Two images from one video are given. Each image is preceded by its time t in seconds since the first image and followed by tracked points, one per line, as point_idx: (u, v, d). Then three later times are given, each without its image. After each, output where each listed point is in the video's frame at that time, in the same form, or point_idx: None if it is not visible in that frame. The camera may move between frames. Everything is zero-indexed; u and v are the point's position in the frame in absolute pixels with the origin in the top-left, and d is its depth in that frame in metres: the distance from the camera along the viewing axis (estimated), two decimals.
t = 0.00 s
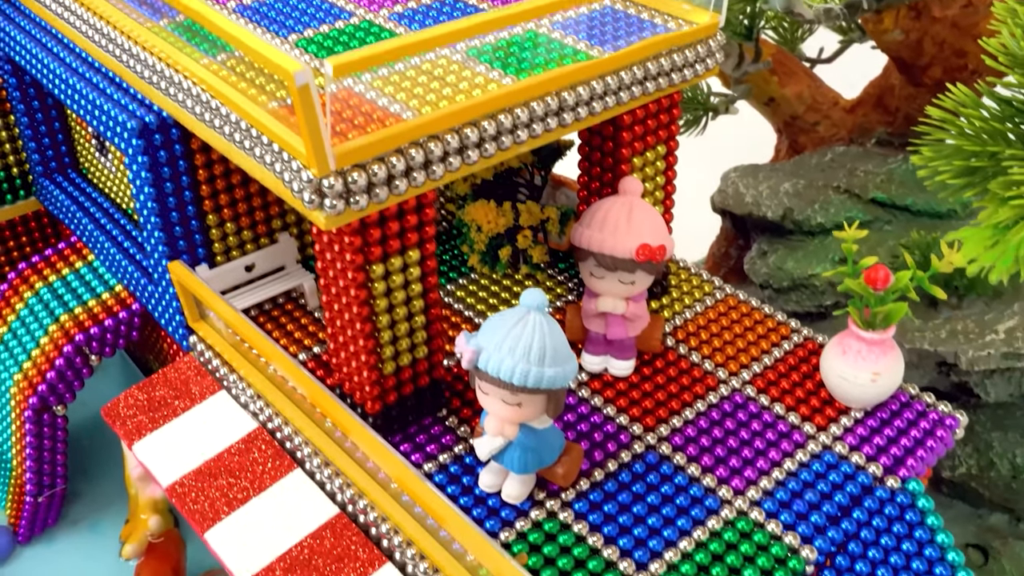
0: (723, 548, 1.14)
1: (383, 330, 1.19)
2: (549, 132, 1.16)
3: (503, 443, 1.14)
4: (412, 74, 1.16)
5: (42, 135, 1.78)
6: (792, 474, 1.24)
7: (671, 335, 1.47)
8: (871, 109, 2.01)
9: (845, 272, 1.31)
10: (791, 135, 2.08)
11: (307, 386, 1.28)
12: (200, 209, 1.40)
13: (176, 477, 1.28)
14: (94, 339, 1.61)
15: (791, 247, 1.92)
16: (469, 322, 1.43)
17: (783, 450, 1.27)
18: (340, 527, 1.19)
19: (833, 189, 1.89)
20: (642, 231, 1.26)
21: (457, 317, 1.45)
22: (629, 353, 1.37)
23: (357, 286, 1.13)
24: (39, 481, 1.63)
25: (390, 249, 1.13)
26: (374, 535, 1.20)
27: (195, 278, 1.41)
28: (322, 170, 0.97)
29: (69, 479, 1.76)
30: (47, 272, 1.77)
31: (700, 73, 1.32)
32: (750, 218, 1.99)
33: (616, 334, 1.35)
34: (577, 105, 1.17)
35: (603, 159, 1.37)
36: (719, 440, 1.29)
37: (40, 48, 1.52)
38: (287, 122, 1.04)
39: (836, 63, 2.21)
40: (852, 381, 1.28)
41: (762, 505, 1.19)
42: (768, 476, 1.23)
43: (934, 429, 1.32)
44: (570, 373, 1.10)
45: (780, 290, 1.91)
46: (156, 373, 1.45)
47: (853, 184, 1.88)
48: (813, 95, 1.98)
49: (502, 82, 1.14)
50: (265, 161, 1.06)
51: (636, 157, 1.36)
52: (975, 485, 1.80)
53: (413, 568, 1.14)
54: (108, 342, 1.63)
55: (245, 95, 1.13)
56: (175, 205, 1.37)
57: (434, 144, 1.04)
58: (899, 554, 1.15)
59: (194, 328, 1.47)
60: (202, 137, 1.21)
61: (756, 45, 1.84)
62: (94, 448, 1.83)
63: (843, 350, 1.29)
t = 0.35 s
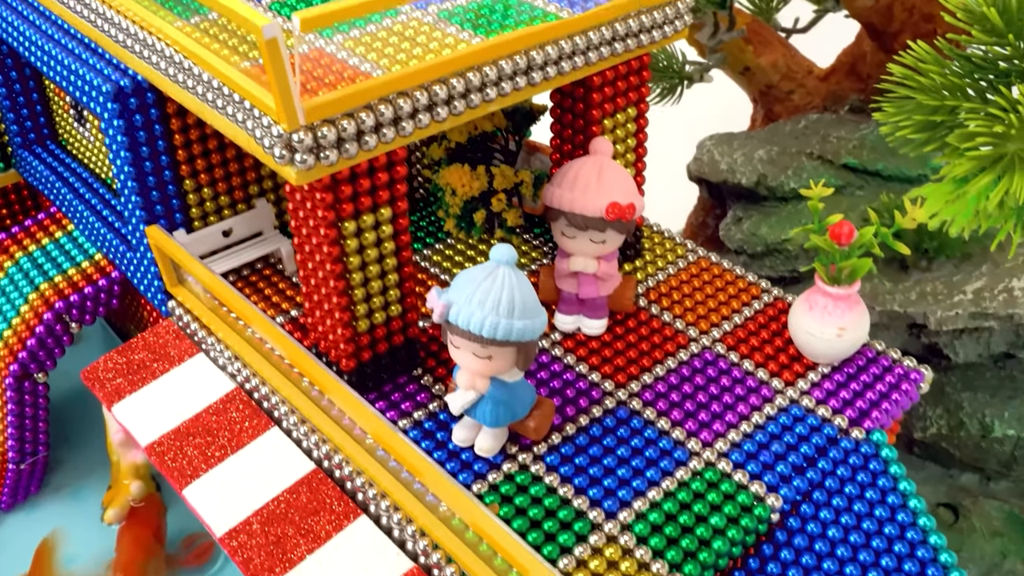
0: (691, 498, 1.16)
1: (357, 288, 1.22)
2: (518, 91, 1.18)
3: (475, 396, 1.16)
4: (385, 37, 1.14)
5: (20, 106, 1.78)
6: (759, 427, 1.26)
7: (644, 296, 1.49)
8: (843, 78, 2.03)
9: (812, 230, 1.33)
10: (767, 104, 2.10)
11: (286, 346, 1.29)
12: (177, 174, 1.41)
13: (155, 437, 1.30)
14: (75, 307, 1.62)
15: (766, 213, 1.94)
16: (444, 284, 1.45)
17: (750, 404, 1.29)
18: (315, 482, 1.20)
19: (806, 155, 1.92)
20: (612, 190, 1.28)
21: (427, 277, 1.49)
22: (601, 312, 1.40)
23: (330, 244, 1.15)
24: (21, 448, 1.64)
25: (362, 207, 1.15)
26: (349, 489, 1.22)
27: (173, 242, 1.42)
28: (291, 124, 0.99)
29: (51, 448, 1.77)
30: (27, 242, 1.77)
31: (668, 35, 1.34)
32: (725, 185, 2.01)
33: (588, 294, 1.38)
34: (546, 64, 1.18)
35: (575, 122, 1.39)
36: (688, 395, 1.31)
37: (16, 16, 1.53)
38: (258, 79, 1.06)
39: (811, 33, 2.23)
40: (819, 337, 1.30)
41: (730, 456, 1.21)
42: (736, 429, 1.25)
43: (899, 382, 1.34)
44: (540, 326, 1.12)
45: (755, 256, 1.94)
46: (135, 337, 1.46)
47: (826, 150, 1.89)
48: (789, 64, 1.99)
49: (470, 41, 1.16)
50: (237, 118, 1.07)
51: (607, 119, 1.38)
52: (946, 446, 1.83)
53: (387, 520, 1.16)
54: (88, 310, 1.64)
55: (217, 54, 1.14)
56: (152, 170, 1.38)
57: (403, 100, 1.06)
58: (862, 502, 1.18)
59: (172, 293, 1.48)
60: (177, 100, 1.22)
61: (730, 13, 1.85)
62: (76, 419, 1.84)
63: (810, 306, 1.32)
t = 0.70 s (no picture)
0: (665, 451, 1.18)
1: (334, 250, 1.24)
2: (491, 53, 1.19)
3: (452, 354, 1.18)
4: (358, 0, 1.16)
5: None
6: (732, 384, 1.29)
7: (620, 261, 1.51)
8: (819, 49, 2.04)
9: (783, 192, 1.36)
10: (744, 77, 2.12)
11: (266, 309, 1.29)
12: (156, 141, 1.42)
13: (137, 400, 1.30)
14: (57, 278, 1.63)
15: (743, 183, 1.96)
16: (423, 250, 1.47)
17: (724, 363, 1.32)
18: (296, 440, 1.22)
19: (782, 126, 1.94)
20: (586, 152, 1.30)
21: (406, 244, 1.51)
22: (577, 276, 1.42)
23: (307, 203, 1.17)
24: (7, 418, 1.65)
25: (338, 166, 1.16)
26: (329, 447, 1.23)
27: (152, 209, 1.42)
28: (266, 83, 1.00)
29: (35, 419, 1.77)
30: (9, 216, 1.78)
31: None
32: (703, 156, 2.03)
33: (564, 257, 1.40)
34: (519, 27, 1.20)
35: (550, 87, 1.41)
36: (663, 354, 1.33)
37: None
38: (233, 40, 1.07)
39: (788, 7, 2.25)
40: (792, 297, 1.33)
41: (703, 412, 1.24)
42: (709, 386, 1.28)
43: (870, 340, 1.36)
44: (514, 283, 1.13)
45: (732, 226, 1.95)
46: (117, 304, 1.47)
47: (801, 120, 1.92)
48: (765, 36, 2.01)
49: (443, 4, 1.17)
50: (213, 79, 1.09)
51: (581, 84, 1.39)
52: (921, 411, 1.86)
53: (367, 475, 1.18)
54: (71, 280, 1.65)
55: (194, 17, 1.15)
56: (131, 138, 1.39)
57: (377, 60, 1.07)
58: (832, 455, 1.20)
59: (154, 261, 1.50)
60: (154, 65, 1.23)
61: None
62: (60, 391, 1.84)
63: (782, 266, 1.34)
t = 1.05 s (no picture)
0: (639, 399, 1.20)
1: (313, 206, 1.26)
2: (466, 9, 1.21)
3: (430, 306, 1.20)
4: None
5: None
6: (706, 336, 1.31)
7: (599, 221, 1.53)
8: (797, 15, 2.05)
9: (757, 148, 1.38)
10: (723, 45, 2.14)
11: (246, 266, 1.30)
12: (136, 105, 1.43)
13: (121, 357, 1.32)
14: (39, 245, 1.64)
15: (722, 148, 1.98)
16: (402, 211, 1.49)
17: (698, 315, 1.34)
18: (278, 392, 1.24)
19: (760, 91, 1.95)
20: (562, 109, 1.32)
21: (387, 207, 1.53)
22: (555, 233, 1.44)
23: (284, 157, 1.19)
24: None
25: (315, 120, 1.18)
26: (310, 399, 1.25)
27: (133, 169, 1.44)
28: (241, 34, 1.02)
29: (21, 385, 1.78)
30: None
31: None
32: (682, 123, 2.04)
33: (542, 215, 1.41)
34: None
35: (527, 48, 1.42)
36: (639, 308, 1.36)
37: None
38: None
39: None
40: (765, 251, 1.35)
41: (678, 361, 1.26)
42: (684, 337, 1.30)
43: (842, 293, 1.38)
44: (490, 232, 1.15)
45: (711, 190, 1.97)
46: (99, 267, 1.48)
47: (779, 85, 1.94)
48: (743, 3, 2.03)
49: None
50: (190, 34, 1.10)
51: (557, 43, 1.41)
52: (896, 370, 1.90)
53: (346, 425, 1.19)
54: (53, 247, 1.67)
55: None
56: (111, 101, 1.40)
57: (351, 14, 1.08)
58: (804, 401, 1.24)
59: (135, 224, 1.51)
60: (132, 24, 1.24)
61: None
62: (45, 358, 1.85)
63: (756, 221, 1.36)
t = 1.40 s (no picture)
0: (621, 348, 1.23)
1: (297, 161, 1.27)
2: None
3: (415, 260, 1.21)
4: None
5: None
6: (688, 290, 1.33)
7: (583, 182, 1.55)
8: None
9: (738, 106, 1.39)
10: (709, 14, 2.15)
11: (232, 222, 1.30)
12: (120, 67, 1.43)
13: (108, 316, 1.32)
14: (26, 211, 1.63)
15: (705, 114, 1.99)
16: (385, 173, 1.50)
17: (680, 270, 1.36)
18: (265, 347, 1.25)
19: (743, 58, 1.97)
20: (545, 67, 1.33)
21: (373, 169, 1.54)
22: (539, 192, 1.45)
23: (267, 113, 1.19)
24: None
25: (298, 75, 1.18)
26: (296, 353, 1.26)
27: (118, 130, 1.44)
28: None
29: (10, 352, 1.78)
30: None
31: None
32: (667, 90, 2.06)
33: (526, 174, 1.43)
34: None
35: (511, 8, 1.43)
36: (622, 264, 1.37)
37: None
38: None
39: None
40: (747, 207, 1.36)
41: (659, 313, 1.28)
42: (666, 291, 1.32)
43: (822, 249, 1.40)
44: (471, 191, 1.17)
45: (696, 156, 1.98)
46: (85, 231, 1.47)
47: (763, 52, 1.96)
48: None
49: None
50: None
51: (540, 3, 1.42)
52: (880, 333, 1.92)
53: (332, 376, 1.21)
54: (39, 213, 1.65)
55: None
56: (95, 62, 1.40)
57: None
58: (783, 351, 1.26)
59: (122, 187, 1.51)
60: None
61: None
62: (33, 324, 1.85)
63: (737, 178, 1.38)
